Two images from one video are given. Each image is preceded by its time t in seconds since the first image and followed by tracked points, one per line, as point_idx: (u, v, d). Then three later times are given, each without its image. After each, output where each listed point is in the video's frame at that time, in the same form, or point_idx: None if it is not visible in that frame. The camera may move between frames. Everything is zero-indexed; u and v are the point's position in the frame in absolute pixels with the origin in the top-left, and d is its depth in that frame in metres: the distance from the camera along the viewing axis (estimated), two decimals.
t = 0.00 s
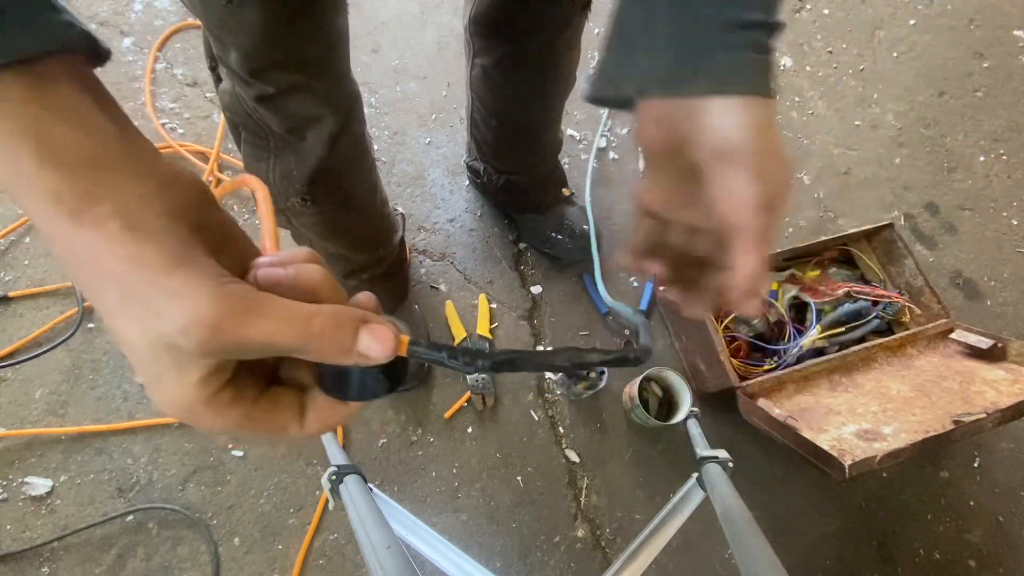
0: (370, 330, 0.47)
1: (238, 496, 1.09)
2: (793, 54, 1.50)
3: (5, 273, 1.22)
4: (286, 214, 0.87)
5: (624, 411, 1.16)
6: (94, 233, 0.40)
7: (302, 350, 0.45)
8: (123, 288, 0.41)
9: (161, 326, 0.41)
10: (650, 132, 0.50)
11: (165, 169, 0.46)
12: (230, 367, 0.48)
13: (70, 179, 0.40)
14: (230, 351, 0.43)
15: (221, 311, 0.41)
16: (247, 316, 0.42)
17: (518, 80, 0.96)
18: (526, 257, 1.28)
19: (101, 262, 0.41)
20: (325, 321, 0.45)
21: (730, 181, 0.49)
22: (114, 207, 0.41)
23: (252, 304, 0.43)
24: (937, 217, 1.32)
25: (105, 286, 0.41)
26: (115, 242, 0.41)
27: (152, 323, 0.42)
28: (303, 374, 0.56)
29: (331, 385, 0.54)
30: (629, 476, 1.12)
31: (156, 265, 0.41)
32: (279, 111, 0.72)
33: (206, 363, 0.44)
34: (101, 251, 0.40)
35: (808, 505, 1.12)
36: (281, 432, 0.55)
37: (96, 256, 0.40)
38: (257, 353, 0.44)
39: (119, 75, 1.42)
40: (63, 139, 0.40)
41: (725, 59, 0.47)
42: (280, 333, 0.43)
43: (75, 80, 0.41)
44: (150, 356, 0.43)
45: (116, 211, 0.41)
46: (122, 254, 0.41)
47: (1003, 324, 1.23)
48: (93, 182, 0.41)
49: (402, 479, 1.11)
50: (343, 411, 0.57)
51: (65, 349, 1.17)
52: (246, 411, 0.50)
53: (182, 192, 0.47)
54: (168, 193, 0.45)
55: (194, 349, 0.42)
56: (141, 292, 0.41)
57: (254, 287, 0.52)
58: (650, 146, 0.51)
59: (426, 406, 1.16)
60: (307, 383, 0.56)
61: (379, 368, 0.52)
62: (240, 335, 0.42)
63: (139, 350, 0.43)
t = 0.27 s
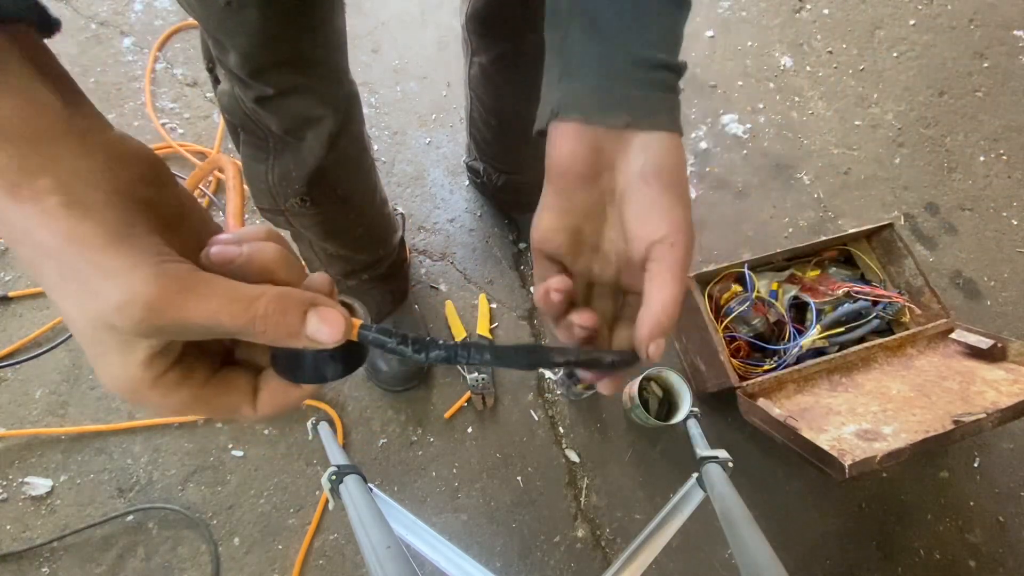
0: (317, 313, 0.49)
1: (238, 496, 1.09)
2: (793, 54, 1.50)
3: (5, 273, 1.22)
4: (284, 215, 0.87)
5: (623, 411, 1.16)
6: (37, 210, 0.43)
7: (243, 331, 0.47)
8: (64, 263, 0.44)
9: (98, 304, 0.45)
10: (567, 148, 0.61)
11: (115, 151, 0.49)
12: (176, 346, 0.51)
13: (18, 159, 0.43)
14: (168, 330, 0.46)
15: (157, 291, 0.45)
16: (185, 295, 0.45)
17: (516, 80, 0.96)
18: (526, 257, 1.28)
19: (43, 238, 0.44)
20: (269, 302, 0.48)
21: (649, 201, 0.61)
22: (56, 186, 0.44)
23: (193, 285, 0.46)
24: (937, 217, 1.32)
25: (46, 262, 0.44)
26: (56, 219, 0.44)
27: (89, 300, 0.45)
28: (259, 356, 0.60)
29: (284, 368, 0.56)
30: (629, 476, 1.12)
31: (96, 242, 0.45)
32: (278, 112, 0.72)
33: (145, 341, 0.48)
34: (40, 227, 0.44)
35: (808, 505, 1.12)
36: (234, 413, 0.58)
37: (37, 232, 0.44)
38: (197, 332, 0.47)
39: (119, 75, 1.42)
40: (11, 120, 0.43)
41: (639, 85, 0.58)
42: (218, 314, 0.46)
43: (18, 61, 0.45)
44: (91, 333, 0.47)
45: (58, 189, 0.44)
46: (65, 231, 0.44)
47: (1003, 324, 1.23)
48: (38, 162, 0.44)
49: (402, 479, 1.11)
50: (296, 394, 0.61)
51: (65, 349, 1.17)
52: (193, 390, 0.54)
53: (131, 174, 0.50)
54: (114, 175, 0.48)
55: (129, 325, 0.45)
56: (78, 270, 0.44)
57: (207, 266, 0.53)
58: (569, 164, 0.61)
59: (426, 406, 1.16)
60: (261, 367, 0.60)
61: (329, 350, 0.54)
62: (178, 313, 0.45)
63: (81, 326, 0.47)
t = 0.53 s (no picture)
0: (327, 326, 0.50)
1: (238, 496, 1.09)
2: (793, 54, 1.50)
3: (5, 273, 1.22)
4: (283, 216, 0.87)
5: (623, 411, 1.16)
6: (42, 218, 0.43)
7: (251, 344, 0.47)
8: (67, 272, 0.44)
9: (103, 317, 0.45)
10: (595, 163, 0.62)
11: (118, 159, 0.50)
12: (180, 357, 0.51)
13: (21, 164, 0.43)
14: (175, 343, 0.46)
15: (165, 301, 0.45)
16: (194, 306, 0.45)
17: (516, 80, 0.96)
18: (526, 257, 1.29)
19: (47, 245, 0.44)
20: (278, 316, 0.48)
21: (683, 204, 0.57)
22: (59, 193, 0.44)
23: (202, 296, 0.46)
24: (937, 217, 1.33)
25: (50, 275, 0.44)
26: (60, 226, 0.44)
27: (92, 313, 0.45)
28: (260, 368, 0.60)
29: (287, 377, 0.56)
30: (629, 476, 1.12)
31: (102, 250, 0.45)
32: (277, 114, 0.71)
33: (150, 353, 0.47)
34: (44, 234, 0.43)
35: (808, 505, 1.12)
36: (235, 426, 0.57)
37: (40, 240, 0.43)
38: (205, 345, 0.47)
39: (119, 75, 1.42)
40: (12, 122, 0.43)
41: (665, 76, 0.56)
42: (228, 325, 0.46)
43: (21, 66, 0.45)
44: (93, 345, 0.46)
45: (61, 196, 0.44)
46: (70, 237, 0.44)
47: (1003, 324, 1.23)
48: (41, 167, 0.44)
49: (402, 479, 1.11)
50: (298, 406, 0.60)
51: (65, 349, 1.17)
52: (194, 402, 0.53)
53: (135, 183, 0.50)
54: (118, 183, 0.49)
55: (133, 337, 0.45)
56: (84, 282, 0.44)
57: (205, 276, 0.53)
58: (599, 175, 0.63)
59: (426, 406, 1.16)
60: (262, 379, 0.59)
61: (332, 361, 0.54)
62: (186, 324, 0.45)
63: (83, 337, 0.46)
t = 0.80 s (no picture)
0: (370, 304, 0.50)
1: (238, 496, 1.09)
2: (793, 54, 1.50)
3: (5, 273, 1.22)
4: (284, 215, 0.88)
5: (624, 411, 1.16)
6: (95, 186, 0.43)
7: (307, 317, 0.48)
8: (127, 239, 0.44)
9: (166, 282, 0.44)
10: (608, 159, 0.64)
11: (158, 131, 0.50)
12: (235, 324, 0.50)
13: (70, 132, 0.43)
14: (237, 308, 0.46)
15: (231, 270, 0.45)
16: (258, 274, 0.46)
17: (517, 80, 0.96)
18: (527, 257, 1.29)
19: (104, 210, 0.43)
20: (336, 288, 0.49)
21: (678, 200, 0.56)
22: (114, 161, 0.44)
23: (265, 266, 0.46)
24: (937, 217, 1.33)
25: (108, 242, 0.44)
26: (118, 191, 0.43)
27: (154, 278, 0.44)
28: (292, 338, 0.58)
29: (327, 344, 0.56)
30: (629, 476, 1.12)
31: (163, 216, 0.44)
32: (277, 115, 0.72)
33: (208, 318, 0.47)
34: (102, 197, 0.43)
35: (808, 505, 1.12)
36: (274, 390, 0.57)
37: (98, 204, 0.43)
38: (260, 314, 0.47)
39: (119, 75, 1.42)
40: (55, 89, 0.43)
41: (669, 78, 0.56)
42: (299, 292, 0.47)
43: (64, 38, 0.46)
44: (151, 306, 0.45)
45: (118, 164, 0.44)
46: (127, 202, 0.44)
47: (1003, 324, 1.23)
48: (92, 135, 0.44)
49: (402, 479, 1.11)
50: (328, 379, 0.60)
51: (65, 349, 1.17)
52: (242, 366, 0.52)
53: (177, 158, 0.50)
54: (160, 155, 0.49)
55: (201, 302, 0.45)
56: (145, 249, 0.44)
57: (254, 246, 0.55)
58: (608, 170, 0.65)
59: (426, 406, 1.16)
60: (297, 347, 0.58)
61: (371, 338, 0.56)
62: (250, 291, 0.45)
63: (141, 303, 0.46)
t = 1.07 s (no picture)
0: (477, 319, 0.50)
1: (238, 496, 1.09)
2: (792, 54, 1.50)
3: (5, 273, 1.23)
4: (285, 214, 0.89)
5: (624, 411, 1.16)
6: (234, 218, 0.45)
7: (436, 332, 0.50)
8: (278, 269, 0.46)
9: (322, 306, 0.47)
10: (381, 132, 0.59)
11: (262, 148, 0.50)
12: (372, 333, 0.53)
13: (204, 167, 0.45)
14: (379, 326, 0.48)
15: (379, 294, 0.47)
16: (396, 294, 0.47)
17: (516, 80, 0.96)
18: (526, 257, 1.28)
19: (248, 241, 0.45)
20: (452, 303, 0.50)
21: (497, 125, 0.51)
22: (248, 189, 0.45)
23: (400, 286, 0.48)
24: (937, 217, 1.33)
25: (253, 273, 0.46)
26: (260, 222, 0.45)
27: (311, 302, 0.47)
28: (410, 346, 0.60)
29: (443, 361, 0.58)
30: (629, 476, 1.12)
31: (310, 249, 0.46)
32: (279, 113, 0.72)
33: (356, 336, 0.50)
34: (244, 228, 0.45)
35: (808, 505, 1.12)
36: (398, 397, 0.61)
37: (247, 236, 0.45)
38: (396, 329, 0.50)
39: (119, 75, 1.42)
40: (183, 123, 0.44)
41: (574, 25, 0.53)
42: (428, 314, 0.49)
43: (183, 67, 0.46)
44: (302, 323, 0.49)
45: (255, 198, 0.45)
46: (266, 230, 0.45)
47: (1003, 324, 1.23)
48: (224, 165, 0.45)
49: (402, 479, 1.11)
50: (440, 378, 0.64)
51: (65, 349, 1.17)
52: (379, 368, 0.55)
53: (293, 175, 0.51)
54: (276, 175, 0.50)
55: (350, 322, 0.47)
56: (294, 277, 0.46)
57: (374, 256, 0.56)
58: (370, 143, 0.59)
59: (426, 406, 1.16)
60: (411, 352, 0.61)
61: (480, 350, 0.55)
62: (390, 311, 0.48)
63: (297, 325, 0.49)
